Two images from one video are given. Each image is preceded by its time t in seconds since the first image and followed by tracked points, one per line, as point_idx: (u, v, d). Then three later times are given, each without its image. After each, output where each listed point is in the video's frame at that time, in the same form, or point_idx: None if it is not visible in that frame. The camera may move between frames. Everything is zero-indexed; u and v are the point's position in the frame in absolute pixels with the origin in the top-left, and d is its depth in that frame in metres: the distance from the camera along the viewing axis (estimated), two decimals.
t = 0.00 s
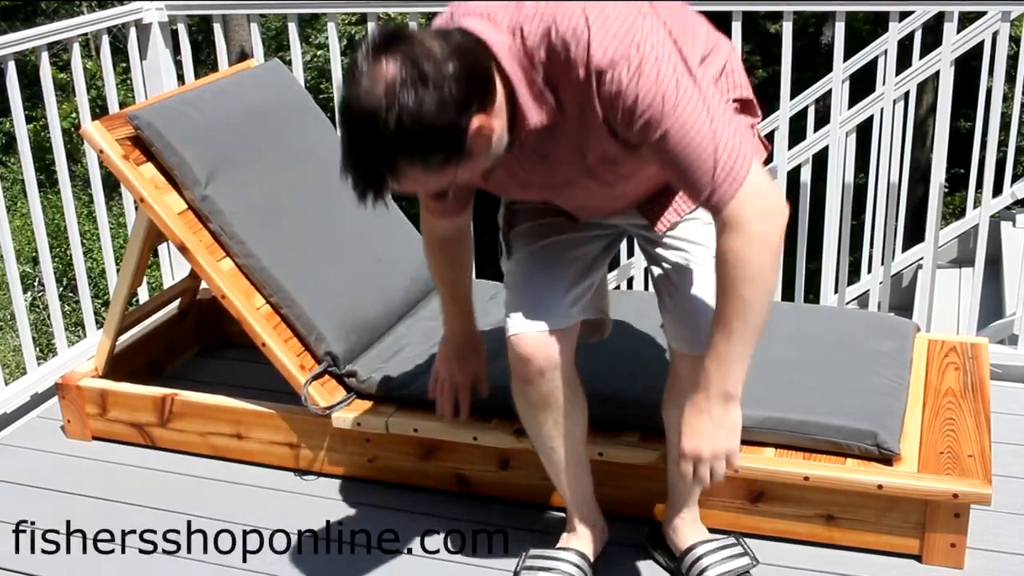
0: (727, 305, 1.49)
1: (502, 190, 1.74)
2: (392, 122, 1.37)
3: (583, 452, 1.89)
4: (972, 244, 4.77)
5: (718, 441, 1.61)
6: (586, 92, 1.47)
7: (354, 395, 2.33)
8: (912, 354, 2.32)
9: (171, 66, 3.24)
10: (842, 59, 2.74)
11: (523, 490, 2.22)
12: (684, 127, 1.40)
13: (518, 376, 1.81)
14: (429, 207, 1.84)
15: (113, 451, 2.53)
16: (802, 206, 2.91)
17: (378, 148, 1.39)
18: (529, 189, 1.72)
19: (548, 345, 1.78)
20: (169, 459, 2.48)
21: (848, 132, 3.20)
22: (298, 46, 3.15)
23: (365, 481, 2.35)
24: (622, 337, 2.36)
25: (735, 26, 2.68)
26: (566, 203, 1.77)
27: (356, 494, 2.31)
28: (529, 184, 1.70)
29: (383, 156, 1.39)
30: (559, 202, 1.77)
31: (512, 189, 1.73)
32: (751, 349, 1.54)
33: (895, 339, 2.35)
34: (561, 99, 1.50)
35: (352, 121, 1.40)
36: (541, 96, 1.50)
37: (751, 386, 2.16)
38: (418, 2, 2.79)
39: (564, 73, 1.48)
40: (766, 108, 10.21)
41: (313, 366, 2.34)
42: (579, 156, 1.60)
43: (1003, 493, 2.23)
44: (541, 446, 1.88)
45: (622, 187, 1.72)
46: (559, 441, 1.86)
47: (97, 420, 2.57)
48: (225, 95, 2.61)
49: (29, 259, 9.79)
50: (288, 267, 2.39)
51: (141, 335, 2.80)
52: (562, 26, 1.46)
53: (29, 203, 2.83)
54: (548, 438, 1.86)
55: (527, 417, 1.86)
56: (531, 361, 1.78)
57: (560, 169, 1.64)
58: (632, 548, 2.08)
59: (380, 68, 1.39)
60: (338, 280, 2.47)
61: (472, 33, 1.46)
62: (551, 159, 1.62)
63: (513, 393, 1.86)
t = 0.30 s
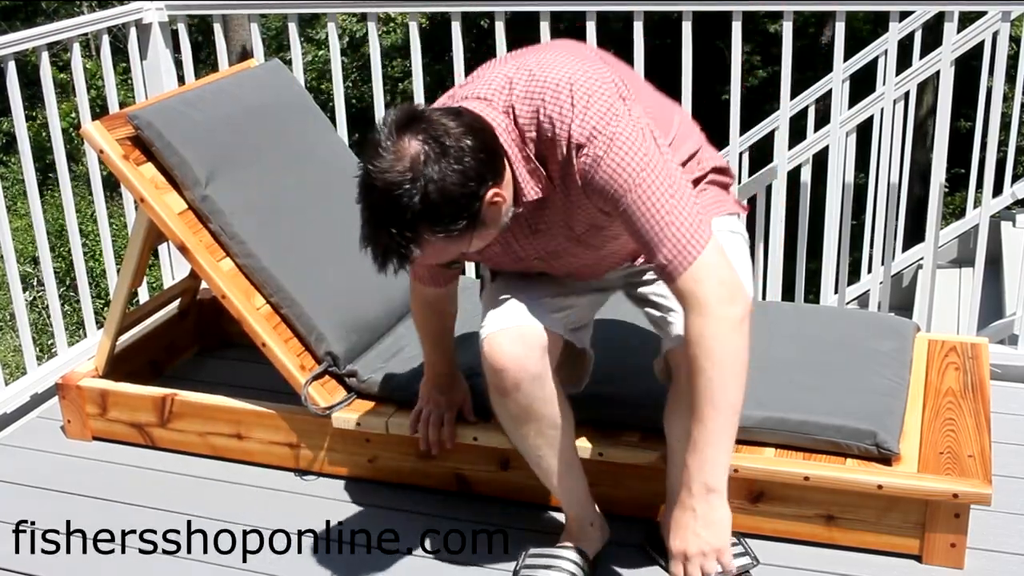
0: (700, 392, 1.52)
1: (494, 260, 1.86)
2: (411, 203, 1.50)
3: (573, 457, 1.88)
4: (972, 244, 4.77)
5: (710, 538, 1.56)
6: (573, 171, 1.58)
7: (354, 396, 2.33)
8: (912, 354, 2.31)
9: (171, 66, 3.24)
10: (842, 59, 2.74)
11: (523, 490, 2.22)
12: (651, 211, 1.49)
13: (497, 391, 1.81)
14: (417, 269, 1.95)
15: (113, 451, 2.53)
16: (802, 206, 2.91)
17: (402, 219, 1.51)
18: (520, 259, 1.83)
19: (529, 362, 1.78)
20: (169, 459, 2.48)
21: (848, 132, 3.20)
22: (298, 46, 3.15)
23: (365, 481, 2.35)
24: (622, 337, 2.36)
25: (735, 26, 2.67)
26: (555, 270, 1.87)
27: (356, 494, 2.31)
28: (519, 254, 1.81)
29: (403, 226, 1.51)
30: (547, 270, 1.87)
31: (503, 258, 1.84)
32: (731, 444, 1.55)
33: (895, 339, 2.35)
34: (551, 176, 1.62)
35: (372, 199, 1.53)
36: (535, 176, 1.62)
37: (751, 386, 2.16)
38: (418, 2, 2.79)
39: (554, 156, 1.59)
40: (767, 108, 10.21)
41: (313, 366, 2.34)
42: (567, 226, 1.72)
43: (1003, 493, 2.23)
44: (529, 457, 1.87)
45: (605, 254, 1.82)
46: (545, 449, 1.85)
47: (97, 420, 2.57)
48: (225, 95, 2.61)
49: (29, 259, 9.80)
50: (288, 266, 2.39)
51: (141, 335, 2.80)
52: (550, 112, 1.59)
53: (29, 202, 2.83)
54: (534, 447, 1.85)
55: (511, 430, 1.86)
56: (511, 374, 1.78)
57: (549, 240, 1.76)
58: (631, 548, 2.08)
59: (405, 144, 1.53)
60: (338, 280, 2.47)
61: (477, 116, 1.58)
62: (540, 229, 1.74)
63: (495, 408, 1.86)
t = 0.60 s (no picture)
0: (652, 324, 1.61)
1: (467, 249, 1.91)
2: (457, 117, 1.56)
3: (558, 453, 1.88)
4: (972, 244, 4.77)
5: (645, 466, 1.52)
6: (578, 134, 1.72)
7: (354, 397, 2.33)
8: (912, 354, 2.31)
9: (171, 66, 3.24)
10: (841, 59, 2.74)
11: (523, 490, 2.22)
12: (636, 166, 1.65)
13: (471, 394, 1.84)
14: (391, 255, 1.98)
15: (113, 451, 2.53)
16: (802, 206, 2.91)
17: (453, 134, 1.55)
18: (493, 246, 1.88)
19: (493, 359, 1.81)
20: (169, 459, 2.48)
21: (847, 132, 3.19)
22: (298, 46, 3.15)
23: (365, 481, 2.35)
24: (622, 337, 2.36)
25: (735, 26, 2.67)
26: (522, 270, 1.92)
27: (356, 495, 2.31)
28: (497, 239, 1.87)
29: (450, 139, 1.55)
30: (514, 270, 1.92)
31: (478, 247, 1.89)
32: (679, 375, 1.58)
33: (896, 339, 2.34)
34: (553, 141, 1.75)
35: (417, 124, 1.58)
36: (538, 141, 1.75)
37: (751, 386, 2.16)
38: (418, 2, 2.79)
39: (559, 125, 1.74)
40: (767, 108, 10.21)
41: (313, 366, 2.35)
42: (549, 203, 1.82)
43: (1003, 493, 2.23)
44: (513, 459, 1.88)
45: (572, 254, 1.90)
46: (529, 447, 1.85)
47: (97, 420, 2.57)
48: (225, 95, 2.61)
49: (29, 259, 9.80)
50: (287, 266, 2.39)
51: (141, 335, 2.80)
52: (554, 85, 1.76)
53: (29, 202, 2.83)
54: (517, 447, 1.85)
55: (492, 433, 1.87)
56: (479, 372, 1.81)
57: (530, 222, 1.83)
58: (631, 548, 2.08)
59: (441, 74, 1.62)
60: (337, 279, 2.47)
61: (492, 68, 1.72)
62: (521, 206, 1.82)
63: (473, 415, 1.89)
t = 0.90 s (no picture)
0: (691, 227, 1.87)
1: (464, 224, 1.98)
2: (494, 27, 1.76)
3: (552, 437, 1.94)
4: (972, 244, 4.77)
5: (705, 312, 1.70)
6: (579, 100, 1.96)
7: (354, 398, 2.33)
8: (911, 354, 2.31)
9: (171, 67, 3.24)
10: (841, 59, 2.74)
11: (522, 490, 2.22)
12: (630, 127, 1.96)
13: (474, 366, 1.90)
14: (377, 234, 2.04)
15: (113, 451, 2.53)
16: (802, 205, 2.91)
17: (492, 40, 1.73)
18: (485, 220, 1.98)
19: (498, 327, 1.88)
20: (170, 459, 2.48)
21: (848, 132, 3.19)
22: (298, 46, 3.15)
23: (365, 481, 2.36)
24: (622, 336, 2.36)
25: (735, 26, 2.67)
26: (514, 249, 1.99)
27: (356, 495, 2.31)
28: (497, 206, 1.97)
29: (492, 46, 1.73)
30: (508, 248, 1.99)
31: (476, 218, 1.98)
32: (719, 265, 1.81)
33: (895, 339, 2.34)
34: (555, 109, 1.96)
35: (453, 40, 1.75)
36: (544, 108, 1.95)
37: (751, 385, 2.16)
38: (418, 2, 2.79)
39: (559, 95, 1.96)
40: (767, 108, 10.21)
41: (313, 366, 2.34)
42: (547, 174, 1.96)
43: (1002, 493, 2.23)
44: (510, 438, 1.94)
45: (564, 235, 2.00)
46: (525, 426, 1.92)
47: (97, 421, 2.57)
48: (225, 95, 2.61)
49: (29, 259, 9.80)
50: (287, 266, 2.39)
51: (141, 335, 2.80)
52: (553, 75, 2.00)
53: (29, 203, 2.83)
54: (513, 424, 1.92)
55: (489, 411, 1.95)
56: (482, 339, 1.88)
57: (531, 188, 1.96)
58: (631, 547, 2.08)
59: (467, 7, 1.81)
60: (338, 280, 2.47)
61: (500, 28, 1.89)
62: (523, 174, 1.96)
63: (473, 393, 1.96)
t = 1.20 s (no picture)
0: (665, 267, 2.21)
1: (477, 185, 2.11)
2: None
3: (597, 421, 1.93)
4: (972, 245, 4.76)
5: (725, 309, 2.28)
6: (574, 81, 2.21)
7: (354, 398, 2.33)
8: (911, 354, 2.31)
9: (171, 67, 3.24)
10: (841, 60, 2.74)
11: (523, 490, 2.22)
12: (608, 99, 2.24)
13: (539, 332, 1.89)
14: (391, 204, 2.13)
15: (113, 451, 2.53)
16: (802, 205, 2.91)
17: None
18: (496, 180, 2.12)
19: (567, 290, 1.89)
20: (170, 459, 2.48)
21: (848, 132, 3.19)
22: (298, 46, 3.15)
23: (365, 482, 2.36)
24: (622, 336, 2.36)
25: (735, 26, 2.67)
26: (527, 206, 2.12)
27: (356, 495, 2.31)
28: (509, 164, 2.12)
29: None
30: (521, 203, 2.12)
31: (489, 177, 2.11)
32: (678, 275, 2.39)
33: (896, 338, 2.34)
34: (553, 85, 2.19)
35: None
36: (545, 82, 2.18)
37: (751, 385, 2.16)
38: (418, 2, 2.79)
39: (557, 74, 2.21)
40: (767, 108, 10.21)
41: (313, 366, 2.35)
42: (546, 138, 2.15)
43: (1002, 493, 2.23)
44: (553, 415, 1.93)
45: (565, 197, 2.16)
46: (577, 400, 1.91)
47: (97, 421, 2.57)
48: (225, 95, 2.61)
49: (29, 259, 9.80)
50: (287, 266, 2.39)
51: (141, 335, 2.81)
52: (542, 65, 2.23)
53: (29, 203, 2.83)
54: (564, 398, 1.91)
55: (539, 385, 1.93)
56: (549, 300, 1.88)
57: (538, 149, 2.14)
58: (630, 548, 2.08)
59: None
60: (338, 280, 2.47)
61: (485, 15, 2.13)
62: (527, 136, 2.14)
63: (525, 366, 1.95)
